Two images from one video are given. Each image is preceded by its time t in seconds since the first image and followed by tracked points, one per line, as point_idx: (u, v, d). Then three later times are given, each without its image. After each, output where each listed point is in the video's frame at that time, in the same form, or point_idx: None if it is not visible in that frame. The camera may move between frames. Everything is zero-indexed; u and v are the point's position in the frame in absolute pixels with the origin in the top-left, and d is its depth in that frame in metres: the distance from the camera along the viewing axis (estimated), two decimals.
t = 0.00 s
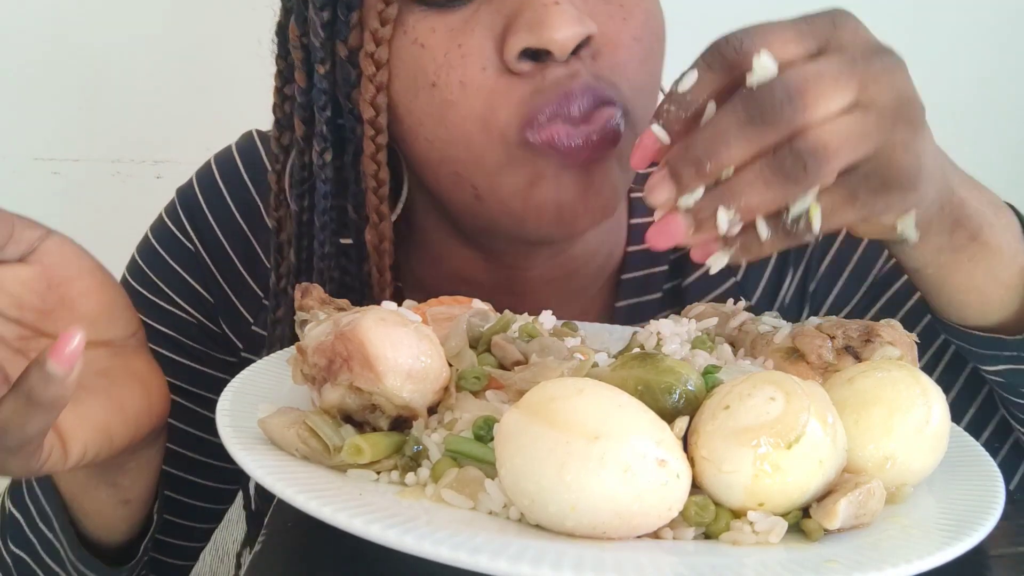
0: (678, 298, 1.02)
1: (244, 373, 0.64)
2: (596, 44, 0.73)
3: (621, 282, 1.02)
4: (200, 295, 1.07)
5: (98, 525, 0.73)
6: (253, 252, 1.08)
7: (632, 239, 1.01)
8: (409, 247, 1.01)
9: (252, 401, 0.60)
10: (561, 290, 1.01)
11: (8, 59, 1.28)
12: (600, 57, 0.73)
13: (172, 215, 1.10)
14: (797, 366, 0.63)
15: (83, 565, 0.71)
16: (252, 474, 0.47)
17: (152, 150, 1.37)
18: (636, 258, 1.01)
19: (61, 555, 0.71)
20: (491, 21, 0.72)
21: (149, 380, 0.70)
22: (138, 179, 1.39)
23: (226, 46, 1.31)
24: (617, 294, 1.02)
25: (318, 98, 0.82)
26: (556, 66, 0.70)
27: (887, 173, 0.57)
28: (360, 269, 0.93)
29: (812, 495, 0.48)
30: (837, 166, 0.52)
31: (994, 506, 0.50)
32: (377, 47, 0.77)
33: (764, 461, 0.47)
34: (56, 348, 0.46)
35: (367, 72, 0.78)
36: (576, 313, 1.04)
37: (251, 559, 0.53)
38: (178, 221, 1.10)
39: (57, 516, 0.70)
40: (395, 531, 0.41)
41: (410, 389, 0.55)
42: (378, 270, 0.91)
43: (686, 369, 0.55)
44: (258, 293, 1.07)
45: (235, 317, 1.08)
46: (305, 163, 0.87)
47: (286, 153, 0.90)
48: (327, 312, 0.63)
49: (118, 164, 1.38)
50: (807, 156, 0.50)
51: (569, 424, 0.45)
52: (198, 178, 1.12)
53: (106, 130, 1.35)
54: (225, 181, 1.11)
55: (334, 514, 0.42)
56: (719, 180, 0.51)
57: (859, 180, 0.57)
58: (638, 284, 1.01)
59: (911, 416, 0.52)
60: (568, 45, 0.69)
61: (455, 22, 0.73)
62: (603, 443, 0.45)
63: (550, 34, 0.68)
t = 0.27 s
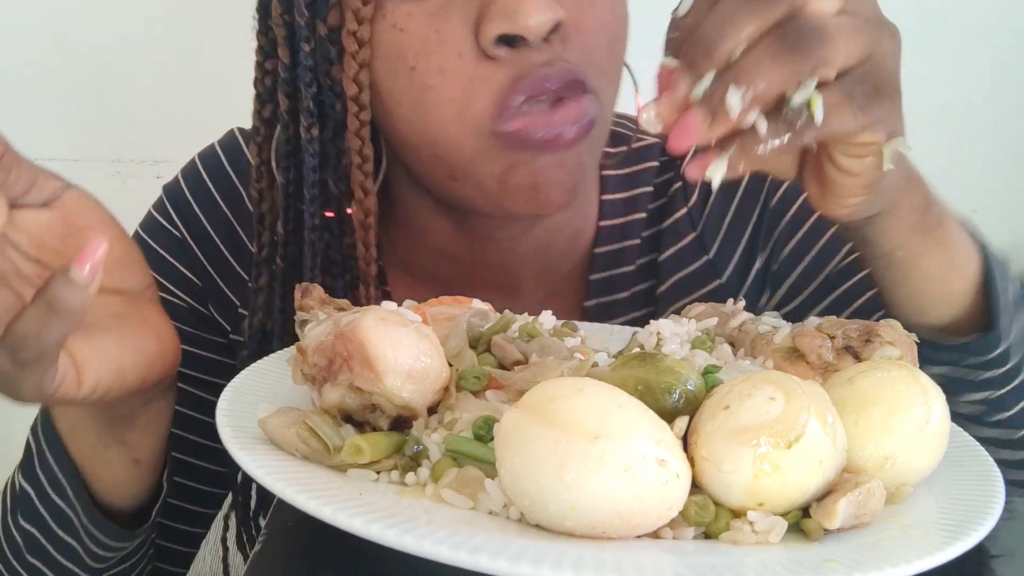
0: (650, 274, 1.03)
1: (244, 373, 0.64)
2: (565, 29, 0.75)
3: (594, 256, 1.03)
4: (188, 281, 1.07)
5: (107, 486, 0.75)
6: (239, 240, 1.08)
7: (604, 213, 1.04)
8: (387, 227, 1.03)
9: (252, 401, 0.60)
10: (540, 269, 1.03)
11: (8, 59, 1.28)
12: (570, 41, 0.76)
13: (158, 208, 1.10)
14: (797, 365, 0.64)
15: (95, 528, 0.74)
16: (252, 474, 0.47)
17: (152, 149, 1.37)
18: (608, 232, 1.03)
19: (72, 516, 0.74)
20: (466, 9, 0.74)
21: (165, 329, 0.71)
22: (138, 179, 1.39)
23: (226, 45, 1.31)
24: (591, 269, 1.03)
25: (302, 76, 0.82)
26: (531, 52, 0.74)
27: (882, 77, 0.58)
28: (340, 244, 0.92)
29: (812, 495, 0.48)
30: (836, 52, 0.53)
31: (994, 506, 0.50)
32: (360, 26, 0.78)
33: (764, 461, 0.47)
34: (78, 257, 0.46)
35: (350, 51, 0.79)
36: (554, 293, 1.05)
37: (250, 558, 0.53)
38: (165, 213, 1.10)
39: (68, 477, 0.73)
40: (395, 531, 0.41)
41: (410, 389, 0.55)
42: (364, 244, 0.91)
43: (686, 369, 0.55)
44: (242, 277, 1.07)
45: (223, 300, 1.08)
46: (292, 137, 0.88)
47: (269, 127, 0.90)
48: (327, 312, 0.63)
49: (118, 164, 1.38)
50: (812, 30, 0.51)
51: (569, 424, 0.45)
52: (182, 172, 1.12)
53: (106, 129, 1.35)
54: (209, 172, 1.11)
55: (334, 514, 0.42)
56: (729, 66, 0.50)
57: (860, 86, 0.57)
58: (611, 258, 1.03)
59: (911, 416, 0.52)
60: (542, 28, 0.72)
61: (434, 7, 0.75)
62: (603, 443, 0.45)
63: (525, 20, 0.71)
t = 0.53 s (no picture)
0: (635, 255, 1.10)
1: (243, 373, 0.64)
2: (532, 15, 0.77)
3: (575, 236, 1.08)
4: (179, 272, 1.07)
5: (126, 466, 0.77)
6: (230, 231, 1.08)
7: (583, 198, 1.10)
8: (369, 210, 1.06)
9: (252, 401, 0.60)
10: (517, 246, 1.06)
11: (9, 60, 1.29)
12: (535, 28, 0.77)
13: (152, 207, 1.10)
14: (797, 365, 0.64)
15: (115, 509, 0.76)
16: (251, 474, 0.47)
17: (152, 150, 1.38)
18: (588, 215, 1.09)
19: (93, 502, 0.75)
20: None
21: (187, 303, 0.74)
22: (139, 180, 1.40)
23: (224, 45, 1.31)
24: (571, 250, 1.09)
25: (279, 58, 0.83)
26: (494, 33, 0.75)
27: (863, 156, 0.63)
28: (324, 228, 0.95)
29: (812, 495, 0.48)
30: (822, 155, 0.57)
31: (994, 507, 0.50)
32: (340, 10, 0.79)
33: (764, 461, 0.47)
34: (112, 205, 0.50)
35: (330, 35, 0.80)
36: (534, 269, 1.11)
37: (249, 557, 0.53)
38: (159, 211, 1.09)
39: (87, 459, 0.75)
40: (395, 531, 0.41)
41: (410, 389, 0.55)
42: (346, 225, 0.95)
43: (686, 369, 0.55)
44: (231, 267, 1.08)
45: (213, 289, 1.07)
46: (270, 121, 0.88)
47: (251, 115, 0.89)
48: (327, 312, 0.63)
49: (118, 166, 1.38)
50: (802, 143, 0.56)
51: (568, 424, 0.45)
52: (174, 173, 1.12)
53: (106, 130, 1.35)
54: (200, 172, 1.11)
55: (334, 514, 0.42)
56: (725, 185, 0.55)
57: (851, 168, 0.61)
58: (589, 240, 1.09)
59: (911, 416, 0.52)
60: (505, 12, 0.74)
61: None
62: (602, 443, 0.45)
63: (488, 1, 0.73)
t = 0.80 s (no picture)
0: (633, 244, 1.12)
1: (244, 373, 0.64)
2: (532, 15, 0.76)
3: (573, 228, 1.09)
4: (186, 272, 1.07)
5: (148, 466, 0.77)
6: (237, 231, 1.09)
7: (582, 190, 1.11)
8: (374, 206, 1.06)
9: (253, 400, 0.60)
10: (520, 244, 1.07)
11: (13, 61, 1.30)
12: (536, 28, 0.77)
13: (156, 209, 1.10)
14: (797, 365, 0.64)
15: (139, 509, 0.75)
16: (251, 474, 0.47)
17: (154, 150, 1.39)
18: (587, 208, 1.10)
19: (117, 503, 0.74)
20: None
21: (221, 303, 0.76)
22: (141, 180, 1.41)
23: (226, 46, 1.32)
24: (570, 241, 1.10)
25: (287, 64, 0.84)
26: (495, 37, 0.74)
27: (856, 146, 0.61)
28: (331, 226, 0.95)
29: (812, 495, 0.48)
30: (803, 148, 0.56)
31: (994, 507, 0.50)
32: (342, 15, 0.78)
33: (764, 461, 0.47)
34: (88, 221, 0.52)
35: (333, 39, 0.80)
36: (536, 265, 1.11)
37: (250, 557, 0.53)
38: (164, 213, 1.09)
39: (111, 458, 0.74)
40: (395, 531, 0.41)
41: (410, 389, 0.55)
42: (349, 225, 0.94)
43: (686, 369, 0.55)
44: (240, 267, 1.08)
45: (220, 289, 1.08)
46: (278, 125, 0.89)
47: (259, 119, 0.90)
48: (327, 312, 0.63)
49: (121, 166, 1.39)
50: (782, 136, 0.55)
51: (569, 424, 0.45)
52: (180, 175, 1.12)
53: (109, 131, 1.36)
54: (205, 173, 1.11)
55: (334, 513, 0.42)
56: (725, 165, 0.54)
57: (845, 160, 0.60)
58: (589, 231, 1.10)
59: (910, 417, 0.52)
60: (506, 15, 0.73)
61: None
62: (602, 442, 0.45)
63: (488, 5, 0.72)
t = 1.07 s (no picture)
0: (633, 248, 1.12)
1: (245, 373, 0.64)
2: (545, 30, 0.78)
3: (578, 233, 1.10)
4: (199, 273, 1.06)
5: (174, 475, 0.76)
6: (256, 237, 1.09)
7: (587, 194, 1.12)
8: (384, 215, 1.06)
9: (254, 401, 0.60)
10: (528, 252, 1.06)
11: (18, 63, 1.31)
12: (550, 42, 0.79)
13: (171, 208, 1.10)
14: (797, 365, 0.64)
15: (161, 520, 0.74)
16: (251, 473, 0.47)
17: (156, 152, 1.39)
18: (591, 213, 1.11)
19: (139, 514, 0.74)
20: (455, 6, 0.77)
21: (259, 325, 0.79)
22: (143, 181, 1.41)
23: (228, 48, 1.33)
24: (575, 245, 1.10)
25: (307, 67, 0.85)
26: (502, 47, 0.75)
27: (848, 169, 0.63)
28: (342, 227, 0.94)
29: (812, 495, 0.48)
30: (808, 177, 0.57)
31: (995, 507, 0.50)
32: (363, 19, 0.80)
33: (764, 461, 0.47)
34: (138, 267, 0.55)
35: (353, 43, 0.81)
36: (544, 270, 1.11)
37: (251, 557, 0.54)
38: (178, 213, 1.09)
39: (137, 470, 0.73)
40: (395, 530, 0.41)
41: (410, 389, 0.55)
42: (362, 227, 0.92)
43: (686, 369, 0.55)
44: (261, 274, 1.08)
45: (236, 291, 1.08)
46: (298, 128, 0.90)
47: (281, 122, 0.92)
48: (327, 312, 0.63)
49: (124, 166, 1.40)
50: (785, 169, 0.56)
51: (570, 424, 0.45)
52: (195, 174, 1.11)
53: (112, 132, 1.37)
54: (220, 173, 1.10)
55: (334, 513, 0.42)
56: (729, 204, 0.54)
57: (838, 180, 0.61)
58: (594, 236, 1.10)
59: (910, 417, 0.52)
60: (517, 26, 0.74)
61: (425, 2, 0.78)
62: (603, 442, 0.45)
63: (501, 15, 0.74)
